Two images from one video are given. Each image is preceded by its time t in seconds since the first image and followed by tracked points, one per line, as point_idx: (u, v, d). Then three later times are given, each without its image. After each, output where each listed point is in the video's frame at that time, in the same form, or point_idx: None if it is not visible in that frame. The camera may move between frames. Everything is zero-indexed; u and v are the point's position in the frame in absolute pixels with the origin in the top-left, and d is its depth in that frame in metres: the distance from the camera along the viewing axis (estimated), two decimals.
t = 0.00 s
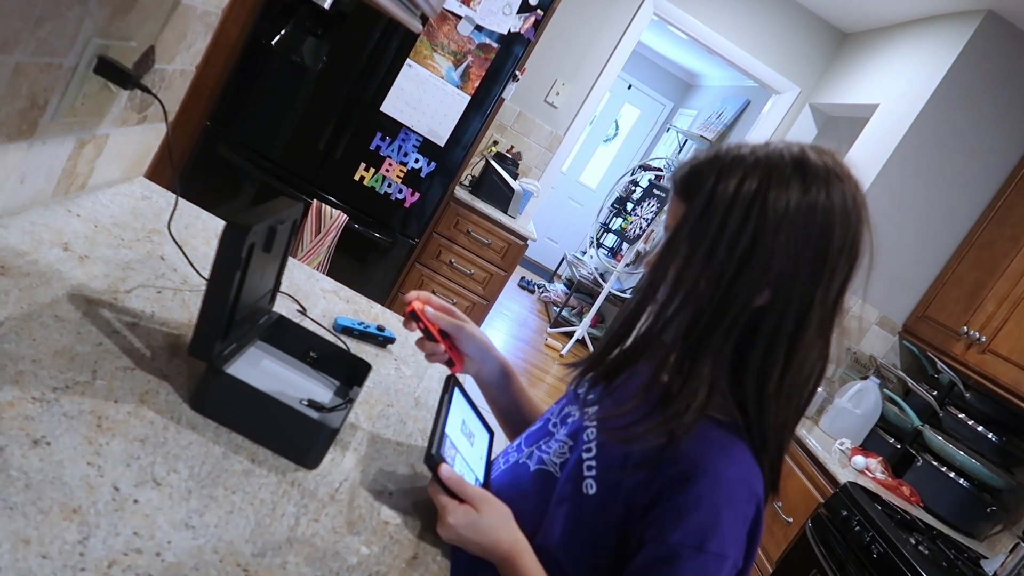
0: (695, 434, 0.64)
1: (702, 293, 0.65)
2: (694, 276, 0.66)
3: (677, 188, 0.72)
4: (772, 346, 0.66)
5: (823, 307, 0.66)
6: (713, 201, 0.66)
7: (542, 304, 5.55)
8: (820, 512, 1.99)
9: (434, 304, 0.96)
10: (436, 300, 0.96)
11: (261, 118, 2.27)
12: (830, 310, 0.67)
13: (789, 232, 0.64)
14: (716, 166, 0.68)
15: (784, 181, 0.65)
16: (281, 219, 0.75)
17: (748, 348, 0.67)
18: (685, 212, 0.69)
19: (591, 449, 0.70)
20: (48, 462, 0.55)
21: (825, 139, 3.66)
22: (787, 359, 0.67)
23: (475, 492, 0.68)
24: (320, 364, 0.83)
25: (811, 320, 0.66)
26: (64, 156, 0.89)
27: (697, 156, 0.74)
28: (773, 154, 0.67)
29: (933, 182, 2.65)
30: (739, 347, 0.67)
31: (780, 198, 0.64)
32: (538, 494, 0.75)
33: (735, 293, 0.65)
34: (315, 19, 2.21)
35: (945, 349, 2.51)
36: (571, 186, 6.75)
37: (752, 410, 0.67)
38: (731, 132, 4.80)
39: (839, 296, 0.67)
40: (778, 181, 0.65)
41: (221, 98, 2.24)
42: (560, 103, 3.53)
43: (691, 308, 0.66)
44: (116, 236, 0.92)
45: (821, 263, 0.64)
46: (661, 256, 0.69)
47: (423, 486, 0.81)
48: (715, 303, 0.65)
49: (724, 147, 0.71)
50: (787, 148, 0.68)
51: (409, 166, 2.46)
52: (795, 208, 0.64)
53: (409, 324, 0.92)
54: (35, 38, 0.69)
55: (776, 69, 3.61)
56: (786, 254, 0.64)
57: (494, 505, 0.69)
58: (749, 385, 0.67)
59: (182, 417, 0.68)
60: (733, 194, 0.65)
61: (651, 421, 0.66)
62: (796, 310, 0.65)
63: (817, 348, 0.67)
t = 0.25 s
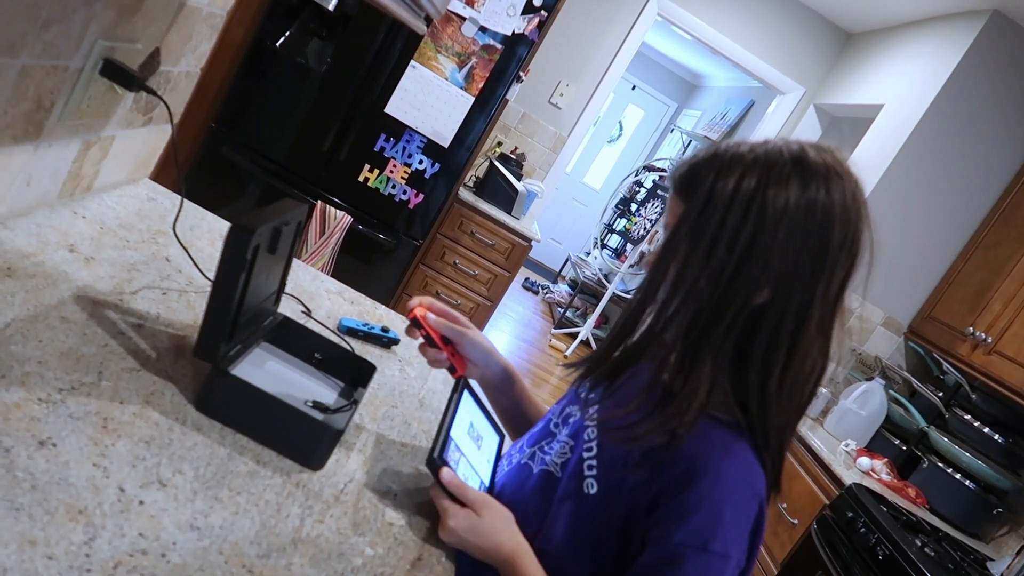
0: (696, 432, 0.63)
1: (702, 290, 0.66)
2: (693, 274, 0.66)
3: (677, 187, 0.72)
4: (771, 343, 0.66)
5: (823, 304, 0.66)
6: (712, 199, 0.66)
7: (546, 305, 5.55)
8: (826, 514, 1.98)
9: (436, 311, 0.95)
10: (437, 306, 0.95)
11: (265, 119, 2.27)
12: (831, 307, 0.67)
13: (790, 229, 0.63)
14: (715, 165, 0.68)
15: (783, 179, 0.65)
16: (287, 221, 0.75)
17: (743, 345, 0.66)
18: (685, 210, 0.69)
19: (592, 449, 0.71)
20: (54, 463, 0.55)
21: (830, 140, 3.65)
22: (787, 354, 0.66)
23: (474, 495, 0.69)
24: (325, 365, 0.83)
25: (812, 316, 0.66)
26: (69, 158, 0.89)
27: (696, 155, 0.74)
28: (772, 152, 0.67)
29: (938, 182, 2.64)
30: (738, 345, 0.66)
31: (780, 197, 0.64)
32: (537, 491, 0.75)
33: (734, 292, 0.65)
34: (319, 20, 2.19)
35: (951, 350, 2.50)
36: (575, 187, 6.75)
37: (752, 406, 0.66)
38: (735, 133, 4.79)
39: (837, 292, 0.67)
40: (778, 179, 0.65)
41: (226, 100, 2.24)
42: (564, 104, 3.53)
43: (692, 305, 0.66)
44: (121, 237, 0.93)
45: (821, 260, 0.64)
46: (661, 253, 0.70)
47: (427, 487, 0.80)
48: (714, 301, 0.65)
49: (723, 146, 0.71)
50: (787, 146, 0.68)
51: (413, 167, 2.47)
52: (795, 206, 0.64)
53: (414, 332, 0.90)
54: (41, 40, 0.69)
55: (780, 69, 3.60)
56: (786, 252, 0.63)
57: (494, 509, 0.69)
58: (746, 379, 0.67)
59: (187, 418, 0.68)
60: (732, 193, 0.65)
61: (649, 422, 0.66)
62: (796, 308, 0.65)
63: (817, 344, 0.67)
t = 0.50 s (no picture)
0: (688, 433, 0.64)
1: (690, 289, 0.66)
2: (681, 273, 0.66)
3: (667, 186, 0.73)
4: (761, 342, 0.66)
5: (812, 303, 0.66)
6: (700, 199, 0.67)
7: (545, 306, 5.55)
8: (824, 515, 1.98)
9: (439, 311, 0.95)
10: (441, 306, 0.95)
11: (264, 120, 2.27)
12: (821, 306, 0.67)
13: (778, 228, 0.64)
14: (703, 165, 0.69)
15: (771, 178, 0.65)
16: (286, 222, 0.75)
17: (734, 345, 0.67)
18: (674, 209, 0.69)
19: (586, 450, 0.71)
20: (52, 464, 0.55)
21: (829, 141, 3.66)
22: (778, 352, 0.66)
23: (470, 495, 0.69)
24: (324, 366, 0.83)
25: (801, 314, 0.66)
26: (68, 158, 0.89)
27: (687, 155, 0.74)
28: (761, 151, 0.68)
29: (937, 184, 2.64)
30: (727, 344, 0.67)
31: (767, 196, 0.64)
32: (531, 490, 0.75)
33: (723, 291, 0.65)
34: (319, 22, 2.19)
35: (949, 351, 2.51)
36: (574, 188, 6.75)
37: (743, 406, 0.66)
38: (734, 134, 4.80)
39: (827, 290, 0.67)
40: (766, 178, 0.65)
41: (225, 100, 2.24)
42: (563, 105, 3.53)
43: (680, 304, 0.66)
44: (120, 238, 0.93)
45: (810, 258, 0.64)
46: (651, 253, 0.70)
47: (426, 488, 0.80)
48: (702, 300, 0.66)
49: (712, 146, 0.72)
50: (775, 145, 0.69)
51: (412, 168, 2.47)
52: (782, 205, 0.64)
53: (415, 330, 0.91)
54: (40, 41, 0.69)
55: (779, 71, 3.61)
56: (774, 251, 0.64)
57: (489, 510, 0.70)
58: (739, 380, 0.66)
59: (185, 420, 0.68)
60: (720, 192, 0.66)
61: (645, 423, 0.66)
62: (786, 307, 0.65)
63: (809, 343, 0.67)
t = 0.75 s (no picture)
0: (683, 431, 0.63)
1: (680, 286, 0.66)
2: (672, 270, 0.66)
3: (658, 186, 0.73)
4: (754, 339, 0.65)
5: (804, 299, 0.65)
6: (691, 197, 0.67)
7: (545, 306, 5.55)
8: (823, 516, 1.98)
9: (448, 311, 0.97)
10: (450, 308, 0.97)
11: (263, 119, 2.27)
12: (813, 302, 0.66)
13: (768, 224, 0.64)
14: (692, 164, 0.69)
15: (760, 175, 0.65)
16: (286, 222, 0.76)
17: (728, 344, 0.66)
18: (665, 208, 0.70)
19: (584, 447, 0.70)
20: (51, 463, 0.55)
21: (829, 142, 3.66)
22: (770, 349, 0.66)
23: (469, 484, 0.69)
24: (323, 366, 0.83)
25: (793, 311, 0.65)
26: (68, 157, 0.89)
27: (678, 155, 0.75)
28: (750, 150, 0.68)
29: (938, 185, 2.64)
30: (720, 342, 0.66)
31: (756, 193, 0.65)
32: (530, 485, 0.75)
33: (713, 289, 0.65)
34: (319, 21, 2.19)
35: (948, 353, 2.51)
36: (574, 188, 6.75)
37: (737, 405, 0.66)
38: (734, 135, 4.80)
39: (820, 287, 0.67)
40: (755, 176, 0.65)
41: (224, 100, 2.24)
42: (563, 105, 3.53)
43: (671, 302, 0.66)
44: (120, 237, 0.93)
45: (800, 254, 0.64)
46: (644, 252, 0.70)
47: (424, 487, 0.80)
48: (692, 297, 0.66)
49: (703, 146, 0.72)
50: (765, 143, 0.69)
51: (412, 168, 2.47)
52: (772, 202, 0.64)
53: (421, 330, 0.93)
54: (40, 39, 0.69)
55: (779, 72, 3.61)
56: (764, 248, 0.64)
57: (487, 501, 0.70)
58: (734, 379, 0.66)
59: (185, 419, 0.68)
60: (710, 190, 0.66)
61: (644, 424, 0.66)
62: (778, 303, 0.65)
63: (804, 340, 0.67)
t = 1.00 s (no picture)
0: (681, 428, 0.63)
1: (675, 281, 0.66)
2: (667, 267, 0.66)
3: (655, 184, 0.73)
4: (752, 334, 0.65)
5: (802, 293, 0.65)
6: (686, 194, 0.67)
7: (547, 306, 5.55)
8: (827, 517, 1.97)
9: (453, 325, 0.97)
10: (457, 321, 0.97)
11: (266, 120, 2.28)
12: (812, 296, 0.66)
13: (764, 220, 0.64)
14: (687, 162, 0.69)
15: (754, 171, 0.65)
16: (288, 221, 0.76)
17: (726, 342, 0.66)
18: (662, 206, 0.70)
19: (585, 445, 0.70)
20: (53, 464, 0.54)
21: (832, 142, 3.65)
22: (767, 343, 0.65)
23: (467, 485, 0.69)
24: (325, 366, 0.83)
25: (791, 305, 0.65)
26: (70, 157, 0.89)
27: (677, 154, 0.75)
28: (746, 147, 0.68)
29: (942, 185, 2.63)
30: (716, 337, 0.66)
31: (750, 189, 0.64)
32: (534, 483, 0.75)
33: (708, 284, 0.65)
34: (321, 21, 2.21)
35: (952, 353, 2.50)
36: (577, 189, 6.75)
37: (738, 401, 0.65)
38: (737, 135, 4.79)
39: (819, 284, 0.66)
40: (749, 172, 0.65)
41: (227, 100, 2.25)
42: (566, 105, 3.52)
43: (666, 298, 0.66)
44: (122, 237, 0.93)
45: (797, 248, 0.64)
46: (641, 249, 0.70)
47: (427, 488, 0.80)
48: (687, 293, 0.65)
49: (699, 145, 0.72)
50: (761, 140, 0.69)
51: (414, 168, 2.47)
52: (767, 197, 0.64)
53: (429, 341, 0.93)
54: (42, 39, 0.69)
55: (782, 72, 3.60)
56: (760, 243, 0.63)
57: (487, 500, 0.70)
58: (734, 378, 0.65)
59: (187, 419, 0.67)
60: (705, 186, 0.66)
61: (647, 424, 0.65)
62: (775, 299, 0.64)
63: (805, 335, 0.67)
